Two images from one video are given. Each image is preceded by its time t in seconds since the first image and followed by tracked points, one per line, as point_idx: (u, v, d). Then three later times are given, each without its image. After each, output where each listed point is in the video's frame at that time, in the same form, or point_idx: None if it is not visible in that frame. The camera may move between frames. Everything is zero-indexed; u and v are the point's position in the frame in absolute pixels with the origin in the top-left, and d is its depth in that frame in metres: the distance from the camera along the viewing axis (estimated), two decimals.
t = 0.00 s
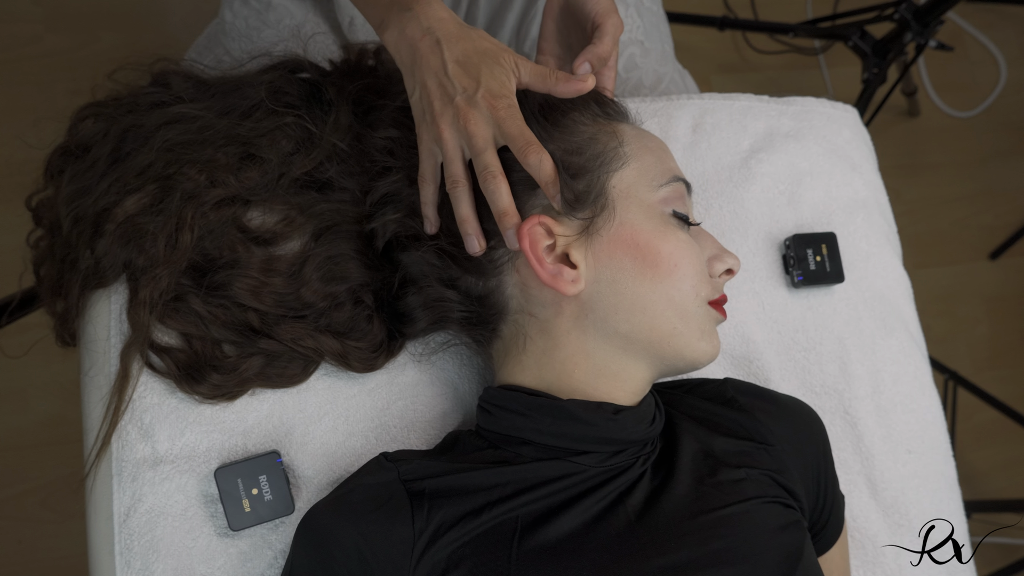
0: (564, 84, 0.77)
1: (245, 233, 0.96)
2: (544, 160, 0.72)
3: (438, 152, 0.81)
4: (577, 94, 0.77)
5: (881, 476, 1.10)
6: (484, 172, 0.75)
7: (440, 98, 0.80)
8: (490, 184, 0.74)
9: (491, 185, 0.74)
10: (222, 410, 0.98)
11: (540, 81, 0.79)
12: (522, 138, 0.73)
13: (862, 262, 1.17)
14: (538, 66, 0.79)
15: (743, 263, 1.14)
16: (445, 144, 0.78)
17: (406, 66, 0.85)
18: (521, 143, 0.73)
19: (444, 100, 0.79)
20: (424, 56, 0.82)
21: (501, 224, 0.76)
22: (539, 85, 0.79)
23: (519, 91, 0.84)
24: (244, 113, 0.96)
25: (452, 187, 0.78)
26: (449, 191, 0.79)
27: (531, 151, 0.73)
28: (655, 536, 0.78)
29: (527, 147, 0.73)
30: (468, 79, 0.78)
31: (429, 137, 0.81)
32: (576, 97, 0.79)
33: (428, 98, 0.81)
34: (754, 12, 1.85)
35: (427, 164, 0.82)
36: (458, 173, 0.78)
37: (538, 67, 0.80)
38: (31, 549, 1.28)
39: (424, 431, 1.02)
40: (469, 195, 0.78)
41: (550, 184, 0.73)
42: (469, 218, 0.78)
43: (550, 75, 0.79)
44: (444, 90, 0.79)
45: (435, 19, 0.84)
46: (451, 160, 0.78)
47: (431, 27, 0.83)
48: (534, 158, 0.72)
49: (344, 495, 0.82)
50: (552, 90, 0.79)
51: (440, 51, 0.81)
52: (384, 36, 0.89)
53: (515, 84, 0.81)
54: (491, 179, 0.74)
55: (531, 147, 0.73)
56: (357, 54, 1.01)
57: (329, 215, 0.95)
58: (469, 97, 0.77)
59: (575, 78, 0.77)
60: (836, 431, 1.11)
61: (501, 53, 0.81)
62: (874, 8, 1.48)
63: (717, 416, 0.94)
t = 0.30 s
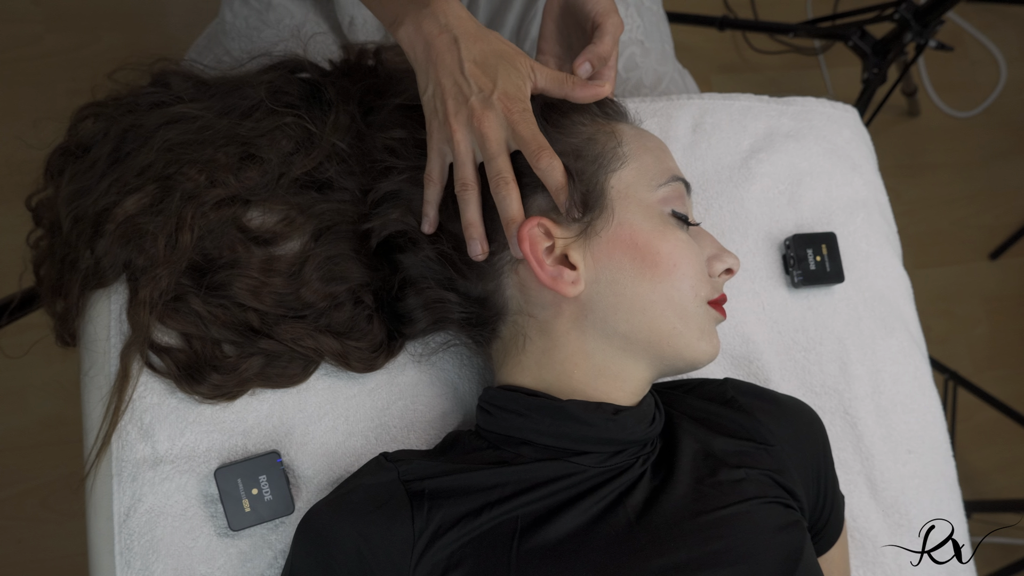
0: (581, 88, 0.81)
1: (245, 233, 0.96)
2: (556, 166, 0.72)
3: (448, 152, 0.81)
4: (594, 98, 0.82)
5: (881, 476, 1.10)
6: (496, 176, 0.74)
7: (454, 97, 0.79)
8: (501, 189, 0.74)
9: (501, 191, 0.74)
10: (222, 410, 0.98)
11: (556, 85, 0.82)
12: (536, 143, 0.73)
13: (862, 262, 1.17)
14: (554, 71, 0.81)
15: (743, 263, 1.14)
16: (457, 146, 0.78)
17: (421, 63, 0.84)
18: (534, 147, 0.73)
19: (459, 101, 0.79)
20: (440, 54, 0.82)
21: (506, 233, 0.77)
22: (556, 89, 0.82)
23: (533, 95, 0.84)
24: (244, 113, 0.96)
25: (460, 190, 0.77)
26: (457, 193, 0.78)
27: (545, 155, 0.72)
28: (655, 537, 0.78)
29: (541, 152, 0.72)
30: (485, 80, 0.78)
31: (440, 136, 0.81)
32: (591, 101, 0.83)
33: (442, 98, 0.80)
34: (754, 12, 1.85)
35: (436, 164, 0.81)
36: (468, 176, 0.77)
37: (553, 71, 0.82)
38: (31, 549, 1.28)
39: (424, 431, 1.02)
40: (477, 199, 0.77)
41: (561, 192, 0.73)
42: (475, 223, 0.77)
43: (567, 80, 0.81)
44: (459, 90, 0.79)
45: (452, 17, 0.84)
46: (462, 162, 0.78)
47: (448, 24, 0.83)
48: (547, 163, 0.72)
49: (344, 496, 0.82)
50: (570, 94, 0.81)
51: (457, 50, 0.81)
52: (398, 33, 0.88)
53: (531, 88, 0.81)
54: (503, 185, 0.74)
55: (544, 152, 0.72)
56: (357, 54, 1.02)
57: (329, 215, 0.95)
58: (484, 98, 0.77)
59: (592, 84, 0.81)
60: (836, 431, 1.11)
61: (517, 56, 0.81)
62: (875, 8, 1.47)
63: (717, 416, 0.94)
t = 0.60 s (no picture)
0: (601, 106, 0.80)
1: (245, 233, 0.96)
2: (575, 189, 0.73)
3: (464, 166, 0.80)
4: (614, 117, 0.80)
5: (881, 476, 1.10)
6: (512, 194, 0.74)
7: (474, 112, 0.78)
8: (516, 207, 0.74)
9: (516, 209, 0.74)
10: (222, 410, 0.98)
11: (575, 102, 0.81)
12: (556, 163, 0.73)
13: (862, 262, 1.17)
14: (573, 88, 0.81)
15: (744, 264, 1.14)
16: (475, 161, 0.77)
17: (439, 76, 0.83)
18: (554, 168, 0.73)
19: (478, 116, 0.78)
20: (462, 70, 0.80)
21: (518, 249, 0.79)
22: (574, 106, 0.81)
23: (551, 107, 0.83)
24: (244, 113, 0.96)
25: (478, 205, 0.77)
26: (474, 208, 0.77)
27: (564, 176, 0.73)
28: (655, 536, 0.78)
29: (560, 173, 0.73)
30: (506, 96, 0.77)
31: (458, 150, 0.80)
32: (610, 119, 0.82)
33: (461, 112, 0.79)
34: (754, 12, 1.85)
35: (451, 178, 0.81)
36: (486, 192, 0.77)
37: (572, 88, 0.82)
38: (32, 549, 1.28)
39: (424, 431, 1.02)
40: (494, 215, 0.77)
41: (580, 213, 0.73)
42: (491, 238, 0.77)
43: (586, 97, 0.81)
44: (479, 105, 0.78)
45: (473, 31, 0.83)
46: (480, 177, 0.77)
47: (470, 39, 0.82)
48: (566, 185, 0.72)
49: (343, 496, 0.82)
50: (588, 112, 0.81)
51: (478, 65, 0.79)
52: (417, 47, 0.86)
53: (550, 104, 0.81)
54: (518, 203, 0.74)
55: (564, 173, 0.73)
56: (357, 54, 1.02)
57: (329, 215, 0.95)
58: (505, 115, 0.76)
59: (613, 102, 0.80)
60: (836, 431, 1.11)
61: (537, 73, 0.81)
62: (874, 8, 1.47)
63: (717, 416, 0.94)
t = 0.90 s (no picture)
0: (596, 102, 0.83)
1: (245, 233, 0.96)
2: (567, 173, 0.73)
3: (461, 153, 0.81)
4: (607, 113, 0.83)
5: (881, 476, 1.10)
6: (508, 178, 0.75)
7: (471, 99, 0.79)
8: (512, 191, 0.75)
9: (512, 194, 0.74)
10: (222, 410, 0.98)
11: (570, 96, 0.83)
12: (549, 147, 0.74)
13: (862, 262, 1.17)
14: (568, 81, 0.82)
15: (743, 264, 1.14)
16: (472, 147, 0.78)
17: (437, 65, 0.84)
18: (547, 152, 0.74)
19: (475, 102, 0.79)
20: (459, 56, 0.82)
21: (514, 236, 0.78)
22: (570, 100, 0.83)
23: (546, 99, 0.83)
24: (244, 113, 0.96)
25: (475, 190, 0.77)
26: (471, 193, 0.78)
27: (558, 161, 0.73)
28: (655, 536, 0.78)
29: (553, 157, 0.73)
30: (503, 83, 0.78)
31: (455, 137, 0.81)
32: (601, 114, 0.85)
33: (458, 99, 0.80)
34: (754, 12, 1.85)
35: (449, 165, 0.81)
36: (483, 177, 0.77)
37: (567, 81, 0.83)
38: (31, 549, 1.28)
39: (424, 431, 1.02)
40: (491, 201, 0.77)
41: (569, 200, 0.75)
42: (490, 225, 0.77)
43: (581, 92, 0.82)
44: (476, 92, 0.79)
45: (470, 21, 0.84)
46: (477, 163, 0.78)
47: (468, 27, 0.83)
48: (558, 170, 0.73)
49: (344, 495, 0.82)
50: (583, 106, 0.83)
51: (476, 53, 0.81)
52: (416, 35, 0.87)
53: (546, 95, 0.82)
54: (514, 187, 0.74)
55: (557, 157, 0.73)
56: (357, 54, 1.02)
57: (329, 215, 0.95)
58: (501, 101, 0.77)
59: (607, 99, 0.83)
60: (836, 431, 1.11)
61: (534, 64, 0.82)
62: (874, 8, 1.47)
63: (717, 416, 0.94)
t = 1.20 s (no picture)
0: (591, 100, 0.83)
1: (245, 233, 0.96)
2: (562, 167, 0.73)
3: (458, 148, 0.82)
4: (602, 112, 0.84)
5: (881, 476, 1.10)
6: (504, 172, 0.75)
7: (467, 94, 0.80)
8: (509, 185, 0.75)
9: (509, 187, 0.74)
10: (222, 410, 0.98)
11: (566, 94, 0.83)
12: (545, 142, 0.74)
13: (862, 262, 1.17)
14: (564, 80, 0.83)
15: (743, 264, 1.14)
16: (468, 142, 0.78)
17: (434, 61, 0.85)
18: (543, 146, 0.74)
19: (471, 98, 0.80)
20: (456, 52, 0.82)
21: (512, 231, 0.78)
22: (565, 98, 0.83)
23: (542, 97, 0.84)
24: (244, 113, 0.96)
25: (471, 184, 0.77)
26: (467, 188, 0.78)
27: (552, 154, 0.74)
28: (655, 536, 0.78)
29: (548, 151, 0.74)
30: (498, 79, 0.79)
31: (451, 132, 0.81)
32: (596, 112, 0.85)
33: (454, 95, 0.81)
34: (754, 12, 1.85)
35: (446, 161, 0.81)
36: (479, 171, 0.77)
37: (563, 79, 0.83)
38: (32, 549, 1.28)
39: (424, 431, 1.02)
40: (487, 195, 0.77)
41: (563, 193, 0.75)
42: (486, 219, 0.77)
43: (577, 90, 0.83)
44: (472, 88, 0.80)
45: (469, 18, 0.85)
46: (473, 157, 0.78)
47: (465, 23, 0.84)
48: (553, 164, 0.73)
49: (344, 495, 0.82)
50: (579, 104, 0.83)
51: (473, 49, 0.82)
52: (412, 31, 0.88)
53: (541, 92, 0.83)
54: (511, 180, 0.74)
55: (552, 152, 0.74)
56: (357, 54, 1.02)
57: (329, 215, 0.95)
58: (497, 97, 0.78)
59: (602, 97, 0.83)
60: (836, 431, 1.11)
61: (530, 61, 0.83)
62: (874, 8, 1.47)
63: (717, 415, 0.94)
